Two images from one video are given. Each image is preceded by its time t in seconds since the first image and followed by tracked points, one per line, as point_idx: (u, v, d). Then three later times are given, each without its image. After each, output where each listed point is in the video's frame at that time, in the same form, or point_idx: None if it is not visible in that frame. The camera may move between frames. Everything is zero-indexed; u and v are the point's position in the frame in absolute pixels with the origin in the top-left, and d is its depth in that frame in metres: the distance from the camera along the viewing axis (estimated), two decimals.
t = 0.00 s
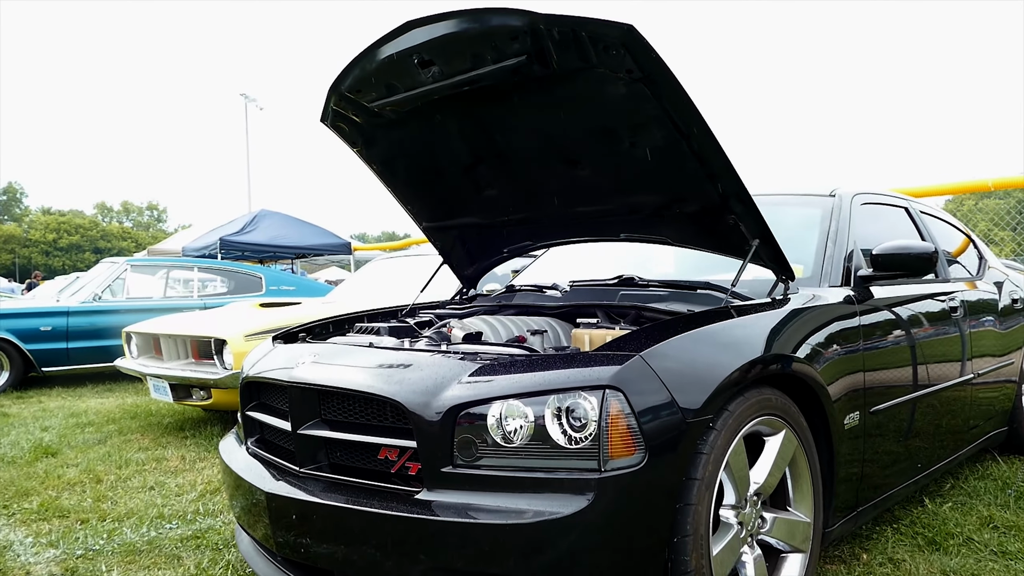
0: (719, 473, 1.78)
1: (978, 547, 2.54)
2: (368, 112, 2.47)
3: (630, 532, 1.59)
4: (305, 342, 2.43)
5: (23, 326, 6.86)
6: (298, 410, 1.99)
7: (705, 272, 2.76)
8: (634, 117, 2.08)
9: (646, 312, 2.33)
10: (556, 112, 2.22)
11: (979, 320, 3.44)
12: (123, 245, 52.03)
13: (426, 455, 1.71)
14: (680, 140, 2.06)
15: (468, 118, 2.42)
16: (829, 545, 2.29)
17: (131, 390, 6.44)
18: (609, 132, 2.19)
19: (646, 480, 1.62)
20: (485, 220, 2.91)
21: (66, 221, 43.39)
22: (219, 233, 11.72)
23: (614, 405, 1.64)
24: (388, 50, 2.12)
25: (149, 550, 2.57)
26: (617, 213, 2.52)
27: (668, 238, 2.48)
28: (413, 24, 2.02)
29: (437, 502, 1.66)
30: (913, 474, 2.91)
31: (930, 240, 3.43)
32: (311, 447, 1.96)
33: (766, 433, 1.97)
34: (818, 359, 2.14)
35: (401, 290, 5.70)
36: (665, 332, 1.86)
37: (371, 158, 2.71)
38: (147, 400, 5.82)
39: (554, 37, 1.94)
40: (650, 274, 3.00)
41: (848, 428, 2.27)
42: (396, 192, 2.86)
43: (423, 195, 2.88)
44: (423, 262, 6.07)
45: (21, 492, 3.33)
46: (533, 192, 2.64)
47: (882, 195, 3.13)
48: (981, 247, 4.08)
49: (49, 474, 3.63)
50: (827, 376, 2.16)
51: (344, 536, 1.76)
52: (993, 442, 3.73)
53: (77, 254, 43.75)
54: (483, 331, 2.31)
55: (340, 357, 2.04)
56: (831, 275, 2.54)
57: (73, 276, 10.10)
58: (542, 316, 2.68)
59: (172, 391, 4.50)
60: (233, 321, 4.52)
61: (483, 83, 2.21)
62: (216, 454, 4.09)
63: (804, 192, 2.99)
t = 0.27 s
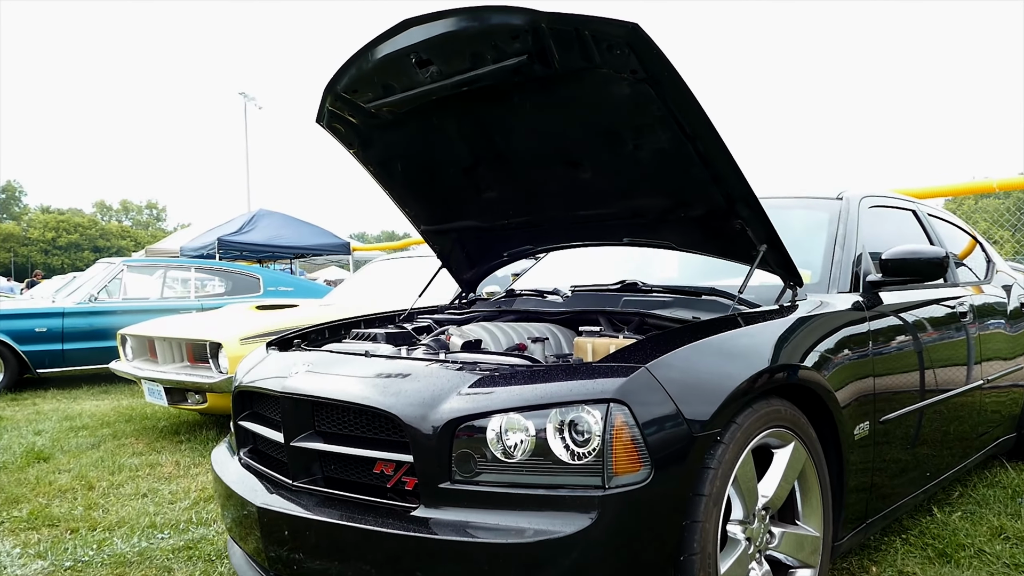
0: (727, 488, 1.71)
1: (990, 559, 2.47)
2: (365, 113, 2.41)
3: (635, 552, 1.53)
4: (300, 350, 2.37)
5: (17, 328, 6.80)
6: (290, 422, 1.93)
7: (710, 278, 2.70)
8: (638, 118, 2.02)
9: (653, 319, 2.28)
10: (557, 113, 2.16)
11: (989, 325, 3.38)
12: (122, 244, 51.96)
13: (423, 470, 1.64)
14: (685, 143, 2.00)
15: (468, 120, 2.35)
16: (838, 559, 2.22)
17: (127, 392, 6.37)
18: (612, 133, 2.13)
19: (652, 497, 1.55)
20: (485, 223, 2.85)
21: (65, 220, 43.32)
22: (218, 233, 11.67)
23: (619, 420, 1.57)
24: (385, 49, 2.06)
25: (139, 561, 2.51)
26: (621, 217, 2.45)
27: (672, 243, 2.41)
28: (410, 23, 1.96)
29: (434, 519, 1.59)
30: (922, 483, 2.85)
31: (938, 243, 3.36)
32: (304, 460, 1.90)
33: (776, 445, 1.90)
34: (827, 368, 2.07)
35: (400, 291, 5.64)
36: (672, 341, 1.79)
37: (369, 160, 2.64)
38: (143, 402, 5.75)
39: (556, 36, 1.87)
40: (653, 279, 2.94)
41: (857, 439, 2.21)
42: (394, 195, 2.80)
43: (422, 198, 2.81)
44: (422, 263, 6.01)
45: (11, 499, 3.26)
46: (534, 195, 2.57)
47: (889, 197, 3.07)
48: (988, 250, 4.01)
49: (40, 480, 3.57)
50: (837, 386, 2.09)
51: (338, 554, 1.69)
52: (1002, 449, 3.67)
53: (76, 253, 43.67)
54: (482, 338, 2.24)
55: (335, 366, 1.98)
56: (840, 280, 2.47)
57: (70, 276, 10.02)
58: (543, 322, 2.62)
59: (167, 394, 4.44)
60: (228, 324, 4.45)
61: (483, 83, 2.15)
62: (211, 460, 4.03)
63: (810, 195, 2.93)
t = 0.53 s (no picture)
0: (734, 505, 1.64)
1: (1001, 572, 2.41)
2: (360, 113, 2.34)
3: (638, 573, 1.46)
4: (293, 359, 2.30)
5: (11, 330, 6.73)
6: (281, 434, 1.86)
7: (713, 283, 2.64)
8: (641, 120, 1.95)
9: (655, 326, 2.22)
10: (558, 114, 2.09)
11: (997, 330, 3.32)
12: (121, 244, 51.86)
13: (418, 487, 1.58)
14: (690, 145, 1.94)
15: (466, 121, 2.29)
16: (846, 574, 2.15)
17: (121, 395, 6.31)
18: (615, 135, 2.06)
19: (657, 516, 1.48)
20: (483, 227, 2.78)
21: (63, 220, 43.22)
22: (216, 233, 11.60)
23: (623, 436, 1.50)
24: (381, 48, 2.00)
25: (128, 574, 2.44)
26: (623, 221, 2.38)
27: (675, 248, 2.35)
28: (406, 21, 1.90)
29: (429, 538, 1.53)
30: (930, 492, 2.79)
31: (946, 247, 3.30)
32: (295, 473, 1.83)
33: (784, 459, 1.83)
34: (836, 378, 2.01)
35: (397, 294, 5.57)
36: (677, 352, 1.73)
37: (365, 162, 2.58)
38: (138, 406, 5.69)
39: (557, 34, 1.81)
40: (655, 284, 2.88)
41: (866, 450, 2.14)
42: (390, 197, 2.73)
43: (419, 200, 2.75)
44: (420, 265, 5.94)
45: None
46: (534, 199, 2.50)
47: (896, 200, 3.01)
48: (994, 254, 3.95)
49: (30, 488, 3.50)
50: (846, 396, 2.03)
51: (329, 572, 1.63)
52: (1008, 456, 3.61)
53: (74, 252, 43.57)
54: (481, 347, 2.18)
55: (328, 377, 1.92)
56: (847, 287, 2.41)
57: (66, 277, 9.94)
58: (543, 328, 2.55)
59: (160, 399, 4.37)
60: (223, 327, 4.38)
61: (481, 84, 2.08)
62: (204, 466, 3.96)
63: (816, 198, 2.86)
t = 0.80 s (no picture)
0: (742, 519, 1.58)
1: None
2: (356, 114, 2.29)
3: None
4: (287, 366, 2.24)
5: (5, 331, 6.61)
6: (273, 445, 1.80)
7: (718, 288, 2.58)
8: (645, 121, 1.90)
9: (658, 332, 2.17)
10: (558, 115, 2.03)
11: (1004, 334, 3.26)
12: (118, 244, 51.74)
13: (415, 502, 1.52)
14: (694, 147, 1.88)
15: (464, 122, 2.23)
16: None
17: (116, 398, 6.24)
18: (617, 137, 2.00)
19: (663, 533, 1.42)
20: (482, 230, 2.72)
21: (60, 220, 43.11)
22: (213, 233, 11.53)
23: (628, 449, 1.44)
24: (376, 47, 1.94)
25: None
26: (626, 225, 2.32)
27: (678, 252, 2.29)
28: (401, 19, 1.84)
29: (426, 555, 1.47)
30: (939, 500, 2.73)
31: (952, 249, 3.24)
32: (287, 486, 1.77)
33: (792, 470, 1.78)
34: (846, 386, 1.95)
35: (394, 296, 5.50)
36: (682, 362, 1.66)
37: (360, 163, 2.52)
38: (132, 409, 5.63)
39: (557, 33, 1.75)
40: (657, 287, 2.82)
41: (875, 460, 2.08)
42: (387, 200, 2.68)
43: (416, 203, 2.69)
44: (418, 267, 5.88)
45: None
46: (533, 202, 2.44)
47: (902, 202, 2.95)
48: (1000, 256, 3.90)
49: (20, 495, 3.44)
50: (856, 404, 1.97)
51: None
52: (1015, 461, 3.55)
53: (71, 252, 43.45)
54: (479, 353, 2.12)
55: (321, 387, 1.86)
56: (855, 291, 2.35)
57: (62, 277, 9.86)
58: (543, 333, 2.49)
59: (154, 403, 4.31)
60: (218, 330, 4.32)
61: (480, 84, 2.03)
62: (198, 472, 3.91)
63: (821, 200, 2.81)
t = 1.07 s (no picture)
0: (755, 527, 1.54)
1: None
2: (357, 112, 2.25)
3: None
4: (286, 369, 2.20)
5: None
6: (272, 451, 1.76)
7: (724, 290, 2.54)
8: (652, 120, 1.85)
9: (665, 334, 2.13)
10: (563, 114, 1.99)
11: (1013, 336, 3.22)
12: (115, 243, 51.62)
13: (419, 510, 1.48)
14: (703, 147, 1.84)
15: (467, 121, 2.19)
16: None
17: (113, 399, 6.19)
18: (623, 136, 1.96)
19: (675, 543, 1.38)
20: (483, 231, 2.68)
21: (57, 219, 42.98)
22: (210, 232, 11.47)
23: (639, 456, 1.40)
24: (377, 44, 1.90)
25: None
26: (631, 226, 2.28)
27: (685, 253, 2.24)
28: (403, 16, 1.80)
29: (431, 565, 1.42)
30: (948, 504, 2.70)
31: (959, 250, 3.20)
32: (287, 493, 1.72)
33: (804, 476, 1.73)
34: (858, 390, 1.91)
35: (392, 296, 5.45)
36: (692, 365, 1.62)
37: (361, 162, 2.48)
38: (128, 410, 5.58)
39: (563, 29, 1.71)
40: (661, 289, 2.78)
41: (887, 464, 2.04)
42: (387, 200, 2.64)
43: (417, 203, 2.64)
44: (417, 267, 5.83)
45: None
46: (536, 203, 2.39)
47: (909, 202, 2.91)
48: (1007, 257, 3.86)
49: (14, 498, 3.39)
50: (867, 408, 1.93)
51: None
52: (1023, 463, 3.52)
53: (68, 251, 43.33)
54: (483, 356, 2.08)
55: (322, 391, 1.81)
56: (864, 293, 2.31)
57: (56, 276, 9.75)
58: (547, 335, 2.45)
59: (150, 404, 4.27)
60: (215, 331, 4.27)
61: (483, 82, 1.98)
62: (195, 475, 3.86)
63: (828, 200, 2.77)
